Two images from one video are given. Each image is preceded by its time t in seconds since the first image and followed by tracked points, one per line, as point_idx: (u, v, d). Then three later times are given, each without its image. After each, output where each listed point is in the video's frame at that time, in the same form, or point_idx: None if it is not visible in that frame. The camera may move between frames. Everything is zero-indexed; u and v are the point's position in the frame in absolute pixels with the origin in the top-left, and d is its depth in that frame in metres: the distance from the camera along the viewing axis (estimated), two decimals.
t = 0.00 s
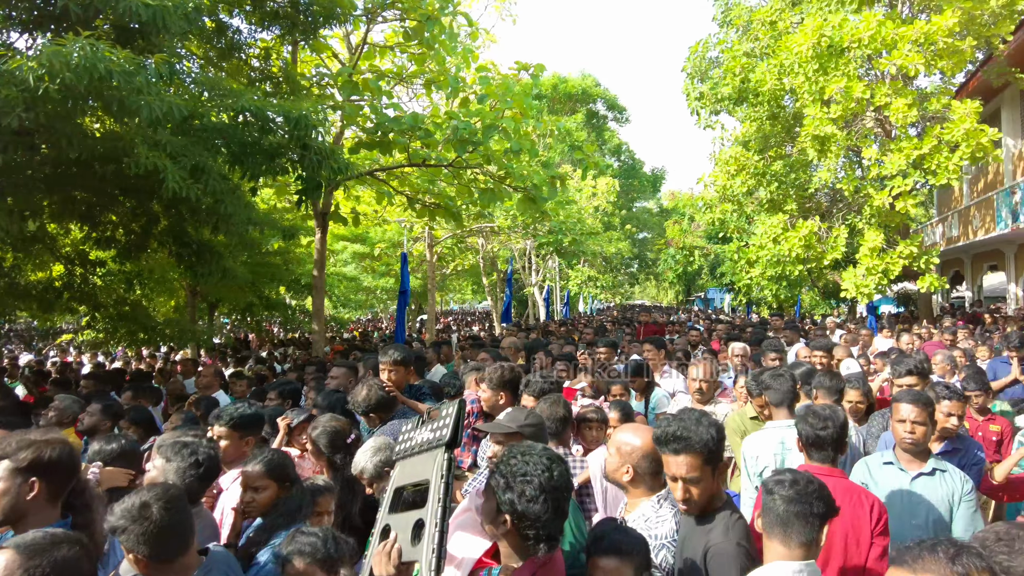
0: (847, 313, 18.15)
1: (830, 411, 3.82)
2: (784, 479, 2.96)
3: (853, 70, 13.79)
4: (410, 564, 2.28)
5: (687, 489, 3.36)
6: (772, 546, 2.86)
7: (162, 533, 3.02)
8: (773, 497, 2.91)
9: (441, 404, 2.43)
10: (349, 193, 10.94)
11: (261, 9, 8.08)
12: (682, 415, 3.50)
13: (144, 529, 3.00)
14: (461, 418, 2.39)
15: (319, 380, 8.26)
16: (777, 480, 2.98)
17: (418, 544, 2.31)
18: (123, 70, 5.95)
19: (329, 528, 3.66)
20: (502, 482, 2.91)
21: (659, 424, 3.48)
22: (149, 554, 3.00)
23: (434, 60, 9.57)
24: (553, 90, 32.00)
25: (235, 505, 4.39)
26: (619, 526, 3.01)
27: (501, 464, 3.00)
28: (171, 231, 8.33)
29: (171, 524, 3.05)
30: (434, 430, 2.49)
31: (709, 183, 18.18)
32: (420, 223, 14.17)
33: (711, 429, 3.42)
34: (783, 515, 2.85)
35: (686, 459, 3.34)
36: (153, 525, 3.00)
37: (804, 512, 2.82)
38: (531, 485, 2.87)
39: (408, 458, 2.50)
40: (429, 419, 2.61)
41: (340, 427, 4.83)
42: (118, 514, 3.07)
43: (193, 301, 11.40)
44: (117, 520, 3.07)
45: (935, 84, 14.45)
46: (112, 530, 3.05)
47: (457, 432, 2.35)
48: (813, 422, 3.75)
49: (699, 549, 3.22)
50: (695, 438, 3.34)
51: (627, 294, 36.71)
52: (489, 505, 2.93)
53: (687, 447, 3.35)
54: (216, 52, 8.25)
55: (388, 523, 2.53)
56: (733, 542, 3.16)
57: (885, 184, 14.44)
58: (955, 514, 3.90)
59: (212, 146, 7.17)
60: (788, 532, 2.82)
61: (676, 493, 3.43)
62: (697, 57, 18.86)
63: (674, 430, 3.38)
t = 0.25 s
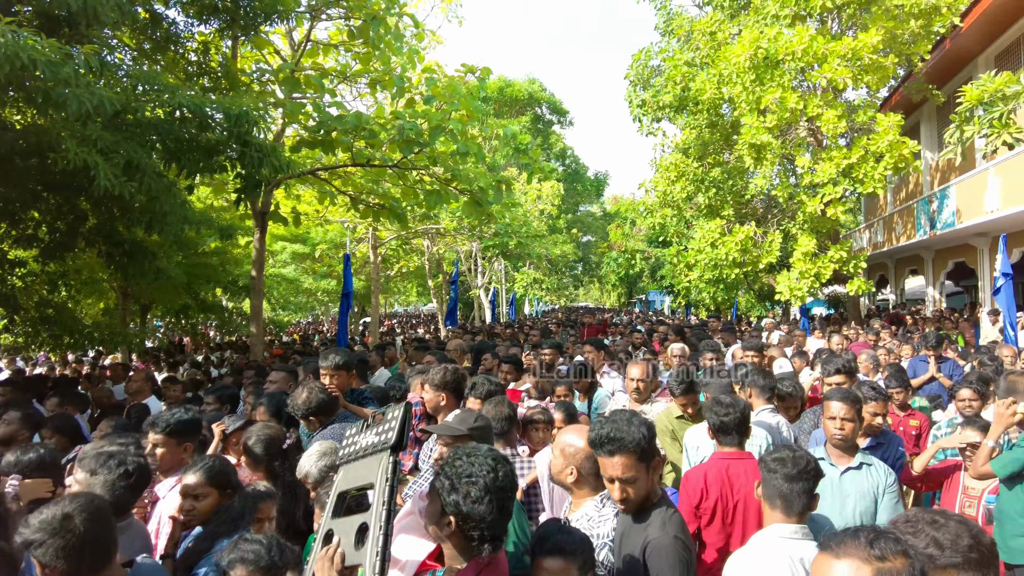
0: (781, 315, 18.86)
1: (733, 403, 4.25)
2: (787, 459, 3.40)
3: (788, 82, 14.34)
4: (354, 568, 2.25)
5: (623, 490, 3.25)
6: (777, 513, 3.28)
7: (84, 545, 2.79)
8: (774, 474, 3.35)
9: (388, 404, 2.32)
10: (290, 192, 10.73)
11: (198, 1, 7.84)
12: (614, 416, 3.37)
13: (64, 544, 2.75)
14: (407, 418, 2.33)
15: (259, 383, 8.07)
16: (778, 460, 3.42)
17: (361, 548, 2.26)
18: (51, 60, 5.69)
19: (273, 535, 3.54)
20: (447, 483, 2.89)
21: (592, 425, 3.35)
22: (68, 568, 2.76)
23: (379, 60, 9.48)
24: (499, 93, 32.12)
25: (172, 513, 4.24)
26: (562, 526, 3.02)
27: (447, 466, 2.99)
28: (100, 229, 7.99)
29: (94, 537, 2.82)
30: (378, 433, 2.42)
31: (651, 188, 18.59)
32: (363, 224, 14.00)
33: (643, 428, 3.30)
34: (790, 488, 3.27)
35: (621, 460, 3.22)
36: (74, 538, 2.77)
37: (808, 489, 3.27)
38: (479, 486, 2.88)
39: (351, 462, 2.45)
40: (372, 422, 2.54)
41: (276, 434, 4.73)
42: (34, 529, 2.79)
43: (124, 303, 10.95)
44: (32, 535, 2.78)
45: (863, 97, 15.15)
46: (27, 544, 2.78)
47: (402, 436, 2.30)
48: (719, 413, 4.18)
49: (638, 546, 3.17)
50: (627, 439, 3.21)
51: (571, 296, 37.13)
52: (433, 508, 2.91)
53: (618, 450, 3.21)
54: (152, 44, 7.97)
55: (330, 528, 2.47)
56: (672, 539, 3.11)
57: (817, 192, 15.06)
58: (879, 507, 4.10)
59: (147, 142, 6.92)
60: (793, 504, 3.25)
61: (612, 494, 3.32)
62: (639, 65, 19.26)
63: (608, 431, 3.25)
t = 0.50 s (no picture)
0: (739, 316, 19.23)
1: (692, 395, 4.34)
2: (767, 441, 3.49)
3: (746, 88, 14.65)
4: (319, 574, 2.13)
5: (595, 491, 3.25)
6: (756, 490, 3.38)
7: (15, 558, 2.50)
8: (755, 455, 3.45)
9: (353, 406, 2.25)
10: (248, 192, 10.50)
11: None
12: (584, 418, 3.39)
13: None
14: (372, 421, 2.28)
15: (216, 386, 7.86)
16: (759, 442, 3.51)
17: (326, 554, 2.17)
18: None
19: (233, 544, 3.32)
20: (414, 486, 2.83)
21: (564, 427, 3.34)
22: None
23: (341, 58, 9.34)
24: (462, 94, 32.03)
25: (128, 521, 4.06)
26: (539, 533, 3.00)
27: (412, 470, 2.93)
28: (48, 228, 7.70)
29: (31, 548, 2.54)
30: (341, 437, 2.34)
31: (613, 191, 18.77)
32: (324, 224, 13.80)
33: (614, 429, 3.33)
34: (767, 468, 3.38)
35: (593, 461, 3.23)
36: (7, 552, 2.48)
37: (784, 468, 3.39)
38: (448, 488, 2.84)
39: (313, 468, 2.37)
40: (335, 426, 2.46)
41: (225, 443, 4.64)
42: None
43: (73, 304, 10.56)
44: None
45: (817, 105, 15.57)
46: None
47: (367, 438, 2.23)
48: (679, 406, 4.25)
49: (611, 546, 3.17)
50: (601, 440, 3.23)
51: (533, 298, 37.23)
52: (400, 513, 2.85)
53: (589, 453, 3.22)
54: (105, 37, 7.71)
55: (292, 537, 2.36)
56: (644, 539, 3.13)
57: (774, 197, 15.41)
58: (837, 502, 4.21)
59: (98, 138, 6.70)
60: (772, 483, 3.36)
61: (583, 495, 3.32)
62: (602, 69, 19.44)
63: (581, 433, 3.25)
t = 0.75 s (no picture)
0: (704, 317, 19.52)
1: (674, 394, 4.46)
2: (720, 435, 3.53)
3: (712, 92, 14.87)
4: None
5: (580, 496, 3.19)
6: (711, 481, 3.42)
7: None
8: (708, 448, 3.49)
9: (325, 409, 2.21)
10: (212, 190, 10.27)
11: None
12: (570, 420, 3.37)
13: None
14: (345, 422, 2.24)
15: (178, 389, 7.66)
16: (712, 436, 3.54)
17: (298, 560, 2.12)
18: None
19: (196, 554, 2.94)
20: (413, 494, 2.82)
21: (548, 431, 3.31)
22: None
23: (309, 56, 9.20)
24: (431, 94, 31.90)
25: (86, 531, 3.86)
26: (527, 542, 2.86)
27: (400, 478, 2.87)
28: None
29: None
30: (314, 440, 2.30)
31: (581, 193, 18.89)
32: (289, 223, 13.59)
33: (598, 431, 3.33)
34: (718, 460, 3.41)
35: (579, 464, 3.19)
36: None
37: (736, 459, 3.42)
38: (445, 486, 2.98)
39: (283, 472, 2.31)
40: (306, 430, 2.42)
41: (180, 445, 4.26)
42: None
43: (26, 305, 10.19)
44: None
45: (780, 110, 15.89)
46: None
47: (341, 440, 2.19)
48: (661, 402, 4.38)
49: (600, 554, 3.10)
50: (588, 442, 3.21)
51: (500, 299, 37.24)
52: (393, 526, 2.80)
53: (578, 456, 3.19)
54: (62, 28, 7.48)
55: (261, 543, 2.30)
56: (634, 545, 3.09)
57: (738, 200, 15.67)
58: (802, 500, 4.31)
59: (55, 132, 6.56)
60: (728, 474, 3.41)
61: (565, 500, 3.25)
62: (571, 73, 19.56)
63: (568, 436, 3.23)
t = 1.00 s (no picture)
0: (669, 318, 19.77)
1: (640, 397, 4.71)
2: (656, 429, 3.80)
3: (676, 97, 15.06)
4: None
5: (564, 506, 3.07)
6: (646, 472, 3.68)
7: None
8: (643, 442, 3.74)
9: (287, 414, 2.18)
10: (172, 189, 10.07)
11: None
12: (555, 425, 3.26)
13: None
14: (309, 427, 2.21)
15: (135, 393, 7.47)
16: (649, 430, 3.80)
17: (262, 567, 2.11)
18: None
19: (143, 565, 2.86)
20: (383, 491, 2.82)
21: (532, 436, 3.21)
22: None
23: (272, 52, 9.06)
24: (398, 94, 31.72)
25: (34, 542, 3.65)
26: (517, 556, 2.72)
27: (371, 473, 2.88)
28: None
29: None
30: (277, 444, 2.27)
31: (548, 195, 19.02)
32: (252, 223, 13.38)
33: (586, 436, 3.21)
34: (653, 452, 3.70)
35: (563, 471, 3.08)
36: None
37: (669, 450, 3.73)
38: (416, 486, 2.99)
39: (245, 479, 2.28)
40: (268, 435, 2.39)
41: (132, 450, 4.06)
42: None
43: None
44: None
45: (743, 115, 16.19)
46: None
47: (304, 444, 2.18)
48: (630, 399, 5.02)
49: (594, 569, 2.97)
50: (573, 448, 3.10)
51: (468, 300, 37.20)
52: (359, 523, 2.77)
53: (562, 462, 3.08)
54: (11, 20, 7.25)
55: (223, 551, 2.26)
56: (630, 559, 2.97)
57: (702, 203, 15.91)
58: (762, 498, 4.39)
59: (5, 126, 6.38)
60: (660, 465, 3.67)
61: (549, 510, 3.13)
62: (538, 75, 19.64)
63: (552, 441, 3.12)
